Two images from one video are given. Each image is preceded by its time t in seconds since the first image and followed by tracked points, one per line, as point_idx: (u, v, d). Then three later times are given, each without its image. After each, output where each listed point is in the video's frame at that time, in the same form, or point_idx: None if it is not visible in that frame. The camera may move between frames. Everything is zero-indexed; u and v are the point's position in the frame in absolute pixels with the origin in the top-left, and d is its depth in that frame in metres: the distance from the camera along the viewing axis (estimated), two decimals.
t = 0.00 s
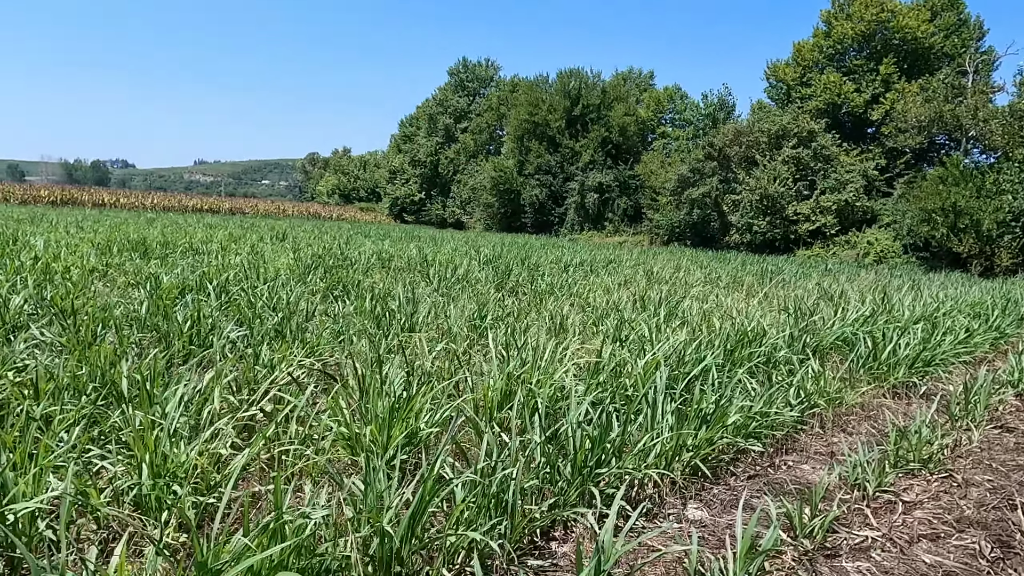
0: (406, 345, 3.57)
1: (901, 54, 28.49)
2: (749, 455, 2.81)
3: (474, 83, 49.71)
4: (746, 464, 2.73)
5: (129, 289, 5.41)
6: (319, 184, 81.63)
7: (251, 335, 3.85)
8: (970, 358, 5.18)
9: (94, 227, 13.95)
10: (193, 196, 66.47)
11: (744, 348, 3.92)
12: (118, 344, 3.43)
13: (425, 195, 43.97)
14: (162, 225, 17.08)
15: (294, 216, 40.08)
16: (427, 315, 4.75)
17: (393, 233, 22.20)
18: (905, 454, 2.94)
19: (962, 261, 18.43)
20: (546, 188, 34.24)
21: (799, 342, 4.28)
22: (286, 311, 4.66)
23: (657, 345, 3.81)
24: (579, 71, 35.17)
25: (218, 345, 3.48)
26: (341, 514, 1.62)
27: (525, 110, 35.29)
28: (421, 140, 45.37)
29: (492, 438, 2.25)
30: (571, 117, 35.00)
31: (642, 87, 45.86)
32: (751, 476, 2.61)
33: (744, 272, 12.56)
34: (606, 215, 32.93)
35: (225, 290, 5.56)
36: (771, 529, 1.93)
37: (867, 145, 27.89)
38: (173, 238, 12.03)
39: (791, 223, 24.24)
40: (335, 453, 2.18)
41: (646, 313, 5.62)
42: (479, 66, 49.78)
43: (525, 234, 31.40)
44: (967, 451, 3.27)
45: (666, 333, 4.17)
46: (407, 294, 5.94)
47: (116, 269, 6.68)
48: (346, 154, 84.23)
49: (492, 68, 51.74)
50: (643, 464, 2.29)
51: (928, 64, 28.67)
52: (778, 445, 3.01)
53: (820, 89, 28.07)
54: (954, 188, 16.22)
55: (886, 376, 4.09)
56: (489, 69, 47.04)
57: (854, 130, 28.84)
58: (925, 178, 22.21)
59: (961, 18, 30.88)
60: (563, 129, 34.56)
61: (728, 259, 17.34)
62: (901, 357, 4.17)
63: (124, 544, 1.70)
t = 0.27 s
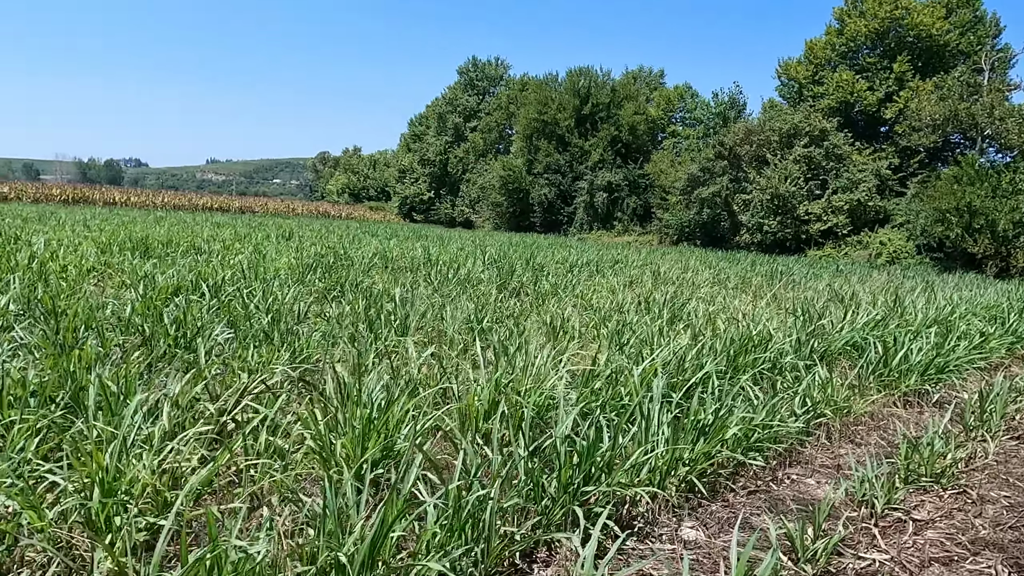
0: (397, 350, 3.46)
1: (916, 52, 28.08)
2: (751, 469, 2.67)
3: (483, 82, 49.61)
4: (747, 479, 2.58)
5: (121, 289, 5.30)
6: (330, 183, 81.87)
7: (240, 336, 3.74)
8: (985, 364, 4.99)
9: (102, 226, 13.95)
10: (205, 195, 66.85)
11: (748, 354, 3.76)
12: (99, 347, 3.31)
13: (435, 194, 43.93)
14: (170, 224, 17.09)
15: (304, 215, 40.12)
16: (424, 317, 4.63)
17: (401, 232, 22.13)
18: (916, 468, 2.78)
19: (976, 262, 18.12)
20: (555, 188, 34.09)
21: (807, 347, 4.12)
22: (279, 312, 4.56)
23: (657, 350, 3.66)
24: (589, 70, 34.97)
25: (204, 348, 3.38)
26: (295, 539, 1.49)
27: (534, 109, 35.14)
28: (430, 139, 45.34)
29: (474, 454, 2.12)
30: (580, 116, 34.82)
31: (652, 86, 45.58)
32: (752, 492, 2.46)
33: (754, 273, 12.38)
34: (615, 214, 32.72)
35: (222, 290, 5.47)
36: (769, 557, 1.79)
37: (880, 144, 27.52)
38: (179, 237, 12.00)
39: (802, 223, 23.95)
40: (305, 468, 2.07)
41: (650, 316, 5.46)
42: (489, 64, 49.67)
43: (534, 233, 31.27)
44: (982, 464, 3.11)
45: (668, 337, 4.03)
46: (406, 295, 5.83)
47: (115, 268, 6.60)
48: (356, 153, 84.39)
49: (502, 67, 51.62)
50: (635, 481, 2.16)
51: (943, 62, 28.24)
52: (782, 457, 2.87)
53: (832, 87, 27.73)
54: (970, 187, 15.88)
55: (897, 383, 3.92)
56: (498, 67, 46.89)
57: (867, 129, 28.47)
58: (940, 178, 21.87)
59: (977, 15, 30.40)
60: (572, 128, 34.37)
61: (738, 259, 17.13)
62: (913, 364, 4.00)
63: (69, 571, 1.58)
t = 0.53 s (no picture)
0: (382, 349, 3.37)
1: (930, 50, 27.69)
2: (742, 474, 2.55)
3: (493, 82, 49.55)
4: (736, 484, 2.46)
5: (115, 286, 5.25)
6: (341, 183, 82.14)
7: (225, 333, 3.67)
8: (996, 367, 4.83)
9: (110, 225, 14.00)
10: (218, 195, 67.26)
11: (746, 354, 3.65)
12: (80, 344, 3.25)
13: (444, 194, 43.90)
14: (179, 223, 17.13)
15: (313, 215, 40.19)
16: (416, 315, 4.54)
17: (409, 232, 22.08)
18: (916, 475, 2.66)
19: (991, 264, 17.88)
20: (565, 188, 33.95)
21: (808, 348, 3.99)
22: (269, 309, 4.48)
23: (651, 349, 3.55)
24: (599, 70, 34.80)
25: (184, 345, 3.31)
26: (229, 550, 1.40)
27: (544, 108, 35.01)
28: (440, 139, 45.32)
29: (442, 457, 2.02)
30: (590, 116, 34.66)
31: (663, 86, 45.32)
32: (739, 499, 2.35)
33: (762, 273, 12.21)
34: (624, 214, 32.53)
35: (216, 288, 5.40)
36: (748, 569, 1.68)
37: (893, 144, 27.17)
38: (184, 236, 11.99)
39: (814, 224, 23.66)
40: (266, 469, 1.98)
41: (651, 316, 5.34)
42: (499, 64, 49.61)
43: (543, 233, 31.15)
44: (988, 471, 2.97)
45: (663, 337, 3.91)
46: (402, 293, 5.74)
47: (113, 265, 6.56)
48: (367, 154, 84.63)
49: (512, 67, 51.53)
50: (613, 486, 2.05)
51: (958, 61, 27.82)
52: (776, 462, 2.75)
53: (845, 86, 27.41)
54: (985, 187, 15.60)
55: (901, 386, 3.78)
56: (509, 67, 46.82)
57: (880, 128, 28.12)
58: (954, 178, 21.52)
59: (993, 13, 29.93)
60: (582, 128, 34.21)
61: (748, 259, 16.92)
62: (918, 366, 3.86)
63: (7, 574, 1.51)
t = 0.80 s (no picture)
0: (367, 351, 3.29)
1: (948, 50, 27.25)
2: (729, 487, 2.45)
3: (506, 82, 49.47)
4: (722, 497, 2.36)
5: (111, 284, 5.22)
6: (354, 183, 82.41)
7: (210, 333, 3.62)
8: (1007, 375, 4.66)
9: (120, 223, 14.05)
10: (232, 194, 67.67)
11: (743, 360, 3.53)
12: (63, 343, 3.21)
13: (456, 194, 43.87)
14: (189, 222, 17.18)
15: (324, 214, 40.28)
16: (409, 316, 4.46)
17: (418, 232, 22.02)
18: (914, 489, 2.54)
19: (1008, 267, 17.58)
20: (576, 188, 33.80)
21: (808, 354, 3.85)
22: (260, 309, 4.42)
23: (643, 353, 3.44)
24: (611, 69, 34.61)
25: (167, 345, 3.25)
26: (152, 570, 1.32)
27: (555, 108, 34.88)
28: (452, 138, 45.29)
29: (407, 467, 1.94)
30: (602, 116, 34.48)
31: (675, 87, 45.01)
32: (724, 514, 2.26)
33: (773, 276, 12.01)
34: (636, 215, 32.31)
35: (211, 286, 5.35)
36: None
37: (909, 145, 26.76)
38: (192, 234, 11.99)
39: (827, 225, 23.33)
40: (223, 479, 1.90)
41: (651, 319, 5.22)
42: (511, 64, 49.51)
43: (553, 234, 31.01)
44: (992, 485, 2.84)
45: (659, 340, 3.79)
46: (398, 294, 5.66)
47: (113, 263, 6.53)
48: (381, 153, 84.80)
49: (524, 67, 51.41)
50: (587, 501, 1.96)
51: (977, 61, 27.36)
52: (767, 473, 2.65)
53: (860, 86, 27.05)
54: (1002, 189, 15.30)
55: (904, 394, 3.64)
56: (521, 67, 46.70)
57: (896, 129, 27.71)
58: (971, 179, 21.14)
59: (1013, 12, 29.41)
60: (593, 128, 34.03)
61: (759, 261, 16.69)
62: (922, 374, 3.71)
63: None
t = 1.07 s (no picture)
0: (352, 354, 3.22)
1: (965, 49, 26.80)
2: (717, 498, 2.35)
3: (518, 83, 49.38)
4: (708, 511, 2.27)
5: (108, 284, 5.19)
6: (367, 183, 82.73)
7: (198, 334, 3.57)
8: (1018, 382, 4.49)
9: (132, 223, 14.13)
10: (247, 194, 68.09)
11: (740, 365, 3.42)
12: (47, 344, 3.18)
13: (467, 194, 43.84)
14: (200, 222, 17.26)
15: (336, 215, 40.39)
16: (401, 317, 4.38)
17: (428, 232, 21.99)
18: (914, 504, 2.42)
19: None
20: (587, 189, 33.65)
21: (808, 359, 3.71)
22: (252, 310, 4.36)
23: (636, 357, 3.34)
24: (623, 69, 34.42)
25: (150, 346, 3.20)
26: None
27: (567, 109, 34.74)
28: (464, 139, 45.27)
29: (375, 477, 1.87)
30: (613, 116, 34.29)
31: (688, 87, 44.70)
32: (709, 528, 2.16)
33: (783, 278, 11.83)
34: (647, 216, 32.09)
35: (207, 286, 5.31)
36: None
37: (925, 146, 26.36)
38: (200, 234, 12.02)
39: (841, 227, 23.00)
40: (184, 490, 1.84)
41: (652, 321, 5.10)
42: (523, 64, 49.42)
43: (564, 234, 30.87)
44: (998, 498, 2.71)
45: (654, 345, 3.68)
46: (396, 294, 5.59)
47: (114, 262, 6.52)
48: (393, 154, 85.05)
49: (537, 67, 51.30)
50: (561, 514, 1.88)
51: (995, 60, 26.89)
52: (758, 484, 2.54)
53: (875, 86, 26.69)
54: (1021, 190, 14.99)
55: (907, 402, 3.50)
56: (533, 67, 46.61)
57: (911, 129, 27.30)
58: (989, 181, 20.77)
59: None
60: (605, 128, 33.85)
61: (771, 263, 16.48)
62: (928, 381, 3.56)
63: None
